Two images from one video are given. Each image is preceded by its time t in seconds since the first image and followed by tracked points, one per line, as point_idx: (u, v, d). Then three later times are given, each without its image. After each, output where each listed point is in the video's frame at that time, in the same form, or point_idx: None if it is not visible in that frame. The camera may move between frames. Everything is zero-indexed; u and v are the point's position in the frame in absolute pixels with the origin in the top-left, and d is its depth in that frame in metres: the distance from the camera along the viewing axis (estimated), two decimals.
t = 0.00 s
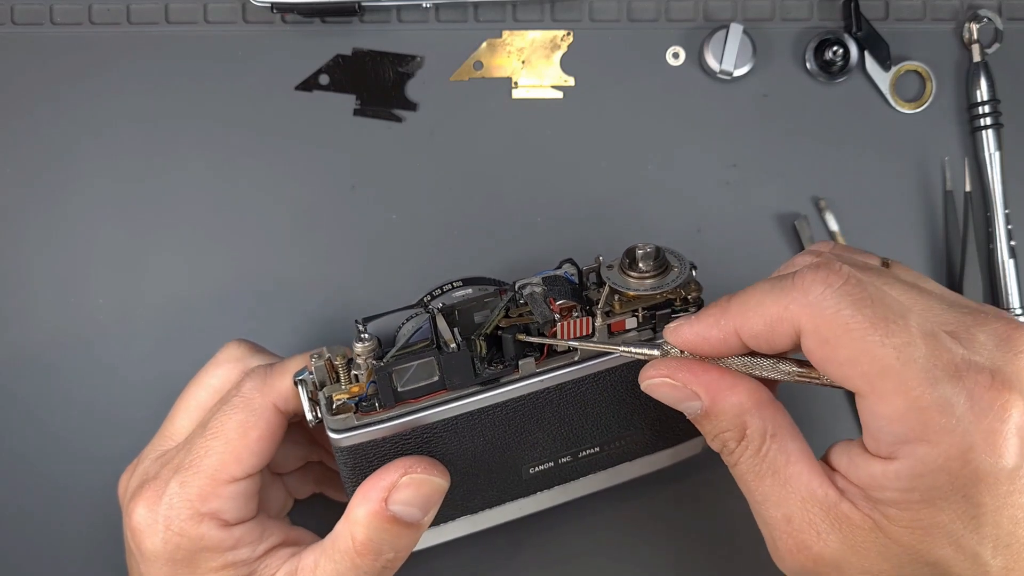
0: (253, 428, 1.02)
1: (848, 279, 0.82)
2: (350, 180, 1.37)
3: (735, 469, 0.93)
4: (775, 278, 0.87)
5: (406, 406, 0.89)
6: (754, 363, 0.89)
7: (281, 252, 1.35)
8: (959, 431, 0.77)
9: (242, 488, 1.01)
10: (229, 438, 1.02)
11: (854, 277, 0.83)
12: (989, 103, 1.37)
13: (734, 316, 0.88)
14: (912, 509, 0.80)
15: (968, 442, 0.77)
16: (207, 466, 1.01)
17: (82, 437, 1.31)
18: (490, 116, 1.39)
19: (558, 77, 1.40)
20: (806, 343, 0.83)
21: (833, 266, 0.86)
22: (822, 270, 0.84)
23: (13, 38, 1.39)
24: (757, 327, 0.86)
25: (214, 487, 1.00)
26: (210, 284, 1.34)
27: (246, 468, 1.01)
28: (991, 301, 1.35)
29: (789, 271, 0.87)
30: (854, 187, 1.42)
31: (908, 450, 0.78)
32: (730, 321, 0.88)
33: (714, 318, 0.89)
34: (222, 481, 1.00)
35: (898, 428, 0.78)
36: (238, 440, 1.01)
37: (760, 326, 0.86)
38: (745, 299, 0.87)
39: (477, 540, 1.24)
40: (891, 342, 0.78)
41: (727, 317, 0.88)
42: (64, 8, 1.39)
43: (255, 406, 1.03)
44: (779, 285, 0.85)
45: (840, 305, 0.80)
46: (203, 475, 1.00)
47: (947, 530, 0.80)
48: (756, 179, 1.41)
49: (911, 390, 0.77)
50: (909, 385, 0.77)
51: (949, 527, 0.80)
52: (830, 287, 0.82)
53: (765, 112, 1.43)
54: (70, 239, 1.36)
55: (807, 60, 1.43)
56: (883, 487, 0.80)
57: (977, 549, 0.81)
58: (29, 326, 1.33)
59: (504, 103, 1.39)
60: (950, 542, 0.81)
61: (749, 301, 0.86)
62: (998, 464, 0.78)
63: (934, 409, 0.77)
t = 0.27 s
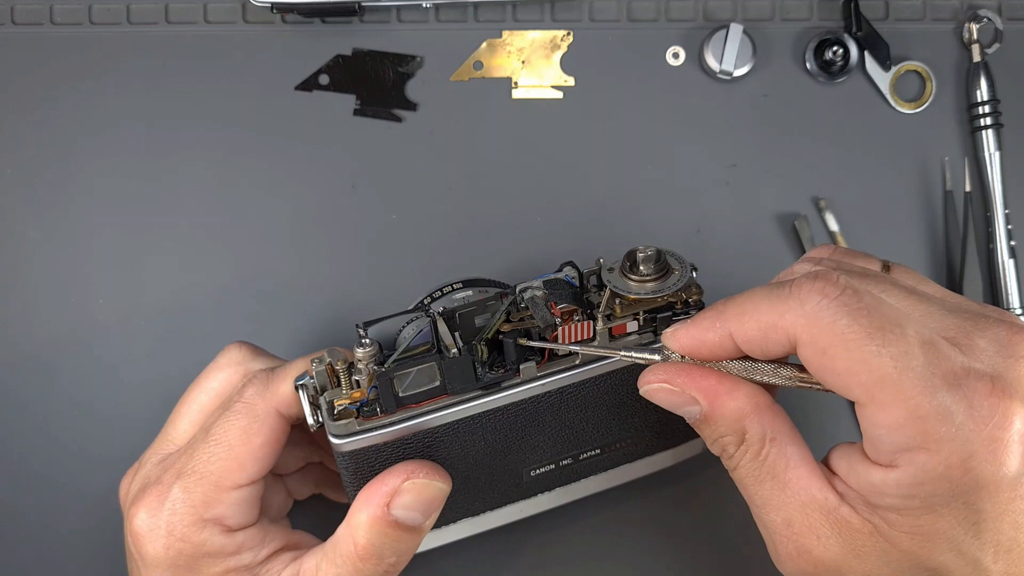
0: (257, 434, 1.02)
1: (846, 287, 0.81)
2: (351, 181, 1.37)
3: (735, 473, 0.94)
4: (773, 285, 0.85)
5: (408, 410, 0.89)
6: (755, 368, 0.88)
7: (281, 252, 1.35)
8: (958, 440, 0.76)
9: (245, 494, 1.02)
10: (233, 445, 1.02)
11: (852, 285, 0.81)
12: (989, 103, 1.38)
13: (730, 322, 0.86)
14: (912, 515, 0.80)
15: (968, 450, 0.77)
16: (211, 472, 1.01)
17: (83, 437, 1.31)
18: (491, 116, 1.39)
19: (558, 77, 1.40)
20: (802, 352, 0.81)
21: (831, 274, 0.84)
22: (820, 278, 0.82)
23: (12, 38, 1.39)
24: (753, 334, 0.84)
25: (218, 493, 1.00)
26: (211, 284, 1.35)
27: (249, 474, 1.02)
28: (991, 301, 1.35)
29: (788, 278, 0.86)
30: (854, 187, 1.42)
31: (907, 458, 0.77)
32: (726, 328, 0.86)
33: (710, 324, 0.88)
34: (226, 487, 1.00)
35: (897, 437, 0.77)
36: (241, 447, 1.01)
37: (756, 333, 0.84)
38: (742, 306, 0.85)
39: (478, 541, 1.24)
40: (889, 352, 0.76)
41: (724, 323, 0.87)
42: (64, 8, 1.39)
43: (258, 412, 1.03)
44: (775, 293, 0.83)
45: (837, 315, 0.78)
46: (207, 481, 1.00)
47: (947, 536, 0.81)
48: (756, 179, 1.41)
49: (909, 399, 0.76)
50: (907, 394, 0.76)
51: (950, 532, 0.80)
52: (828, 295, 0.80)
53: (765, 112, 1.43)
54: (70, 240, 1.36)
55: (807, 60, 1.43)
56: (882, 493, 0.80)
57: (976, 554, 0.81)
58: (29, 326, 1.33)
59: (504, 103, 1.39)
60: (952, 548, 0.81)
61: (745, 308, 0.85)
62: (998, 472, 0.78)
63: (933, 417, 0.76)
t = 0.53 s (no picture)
0: (259, 438, 1.02)
1: (844, 300, 0.81)
2: (351, 181, 1.37)
3: (736, 476, 0.95)
4: (772, 295, 0.85)
5: (408, 415, 0.89)
6: (755, 373, 0.88)
7: (281, 252, 1.35)
8: (961, 449, 0.76)
9: (248, 498, 1.02)
10: (235, 449, 1.01)
11: (850, 296, 0.82)
12: (989, 103, 1.38)
13: (729, 332, 0.86)
14: (913, 520, 0.80)
15: (971, 459, 0.76)
16: (213, 476, 1.01)
17: (83, 437, 1.31)
18: (491, 116, 1.39)
19: (558, 77, 1.40)
20: (800, 364, 0.81)
21: (830, 284, 0.84)
22: (817, 291, 0.82)
23: (12, 38, 1.39)
24: (753, 346, 0.85)
25: (220, 497, 1.00)
26: (211, 284, 1.35)
27: (251, 479, 1.02)
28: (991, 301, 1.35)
29: (786, 289, 0.86)
30: (855, 187, 1.42)
31: (910, 467, 0.77)
32: (725, 337, 0.87)
33: (709, 335, 0.88)
34: (227, 491, 1.00)
35: (899, 446, 0.77)
36: (243, 451, 1.01)
37: (755, 343, 0.85)
38: (740, 316, 0.85)
39: (478, 542, 1.24)
40: (888, 364, 0.77)
41: (723, 332, 0.87)
42: (64, 8, 1.39)
43: (260, 416, 1.03)
44: (774, 305, 0.84)
45: (834, 328, 0.79)
46: (208, 485, 1.00)
47: (949, 541, 0.81)
48: (756, 179, 1.41)
49: (910, 409, 0.76)
50: (908, 404, 0.76)
51: (952, 537, 0.80)
52: (826, 308, 0.80)
53: (765, 112, 1.43)
54: (70, 240, 1.36)
55: (807, 60, 1.43)
56: (885, 499, 0.80)
57: (978, 558, 0.81)
58: (29, 326, 1.33)
59: (504, 103, 1.39)
60: (954, 553, 0.81)
61: (744, 318, 0.85)
62: (1002, 480, 0.77)
63: (935, 427, 0.76)
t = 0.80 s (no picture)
0: (260, 439, 1.02)
1: (843, 303, 0.80)
2: (351, 181, 1.37)
3: (737, 474, 0.95)
4: (770, 298, 0.84)
5: (409, 416, 0.89)
6: (755, 374, 0.88)
7: (281, 252, 1.35)
8: (960, 450, 0.76)
9: (249, 499, 1.02)
10: (236, 450, 1.01)
11: (849, 299, 0.81)
12: (989, 103, 1.38)
13: (726, 334, 0.86)
14: (913, 520, 0.80)
15: (970, 460, 0.76)
16: (214, 477, 1.01)
17: (83, 437, 1.31)
18: (491, 116, 1.39)
19: (558, 77, 1.40)
20: (798, 368, 0.81)
21: (828, 287, 0.83)
22: (816, 294, 0.81)
23: (12, 38, 1.39)
24: (751, 349, 0.84)
25: (221, 498, 1.00)
26: (211, 284, 1.35)
27: (252, 480, 1.02)
28: (991, 301, 1.35)
29: (785, 291, 0.85)
30: (855, 187, 1.42)
31: (910, 469, 0.77)
32: (723, 339, 0.86)
33: (707, 338, 0.87)
34: (228, 493, 1.00)
35: (900, 449, 0.77)
36: (244, 452, 1.01)
37: (752, 346, 0.84)
38: (738, 319, 0.84)
39: (478, 542, 1.23)
40: (887, 368, 0.76)
41: (720, 335, 0.86)
42: (64, 8, 1.40)
43: (261, 417, 1.03)
44: (772, 308, 0.82)
45: (833, 332, 0.78)
46: (210, 486, 1.00)
47: (948, 541, 0.81)
48: (756, 179, 1.41)
49: (909, 412, 0.75)
50: (907, 407, 0.75)
51: (951, 537, 0.81)
52: (824, 311, 0.79)
53: (765, 112, 1.43)
54: (70, 240, 1.36)
55: (807, 60, 1.43)
56: (884, 500, 0.80)
57: (978, 558, 0.81)
58: (29, 326, 1.33)
59: (504, 102, 1.39)
60: (954, 553, 0.82)
61: (742, 320, 0.84)
62: (1002, 481, 0.78)
63: (935, 429, 0.76)
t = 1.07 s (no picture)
0: (261, 440, 1.02)
1: (841, 308, 0.80)
2: (351, 181, 1.37)
3: (737, 476, 0.95)
4: (769, 302, 0.84)
5: (409, 418, 0.89)
6: (756, 376, 0.88)
7: (281, 252, 1.35)
8: (960, 455, 0.76)
9: (249, 500, 1.02)
10: (237, 451, 1.01)
11: (847, 304, 0.81)
12: (989, 103, 1.38)
13: (725, 338, 0.86)
14: (912, 523, 0.80)
15: (970, 464, 0.76)
16: (215, 478, 1.01)
17: (83, 437, 1.31)
18: (491, 116, 1.39)
19: (558, 77, 1.40)
20: (797, 373, 0.81)
21: (827, 291, 0.83)
22: (815, 299, 0.81)
23: (12, 38, 1.39)
24: (750, 353, 0.84)
25: (222, 499, 1.00)
26: (211, 284, 1.35)
27: (253, 481, 1.02)
28: (991, 301, 1.35)
29: (785, 296, 0.85)
30: (855, 187, 1.42)
31: (909, 473, 0.77)
32: (722, 343, 0.86)
33: (707, 342, 0.87)
34: (230, 494, 1.00)
35: (899, 453, 0.77)
36: (245, 453, 1.01)
37: (752, 351, 0.84)
38: (738, 323, 0.84)
39: (478, 543, 1.23)
40: (886, 373, 0.76)
41: (720, 339, 0.86)
42: (64, 8, 1.40)
43: (262, 417, 1.03)
44: (771, 313, 0.83)
45: (832, 338, 0.78)
46: (211, 487, 1.00)
47: (948, 543, 0.81)
48: (756, 179, 1.41)
49: (908, 417, 0.75)
50: (906, 412, 0.75)
51: (951, 540, 0.81)
52: (823, 317, 0.80)
53: (765, 112, 1.43)
54: (70, 239, 1.36)
55: (807, 60, 1.43)
56: (884, 503, 0.80)
57: (978, 560, 0.82)
58: (29, 326, 1.33)
59: (504, 102, 1.39)
60: (954, 555, 0.82)
61: (741, 325, 0.84)
62: (1002, 484, 0.77)
63: (934, 434, 0.76)
